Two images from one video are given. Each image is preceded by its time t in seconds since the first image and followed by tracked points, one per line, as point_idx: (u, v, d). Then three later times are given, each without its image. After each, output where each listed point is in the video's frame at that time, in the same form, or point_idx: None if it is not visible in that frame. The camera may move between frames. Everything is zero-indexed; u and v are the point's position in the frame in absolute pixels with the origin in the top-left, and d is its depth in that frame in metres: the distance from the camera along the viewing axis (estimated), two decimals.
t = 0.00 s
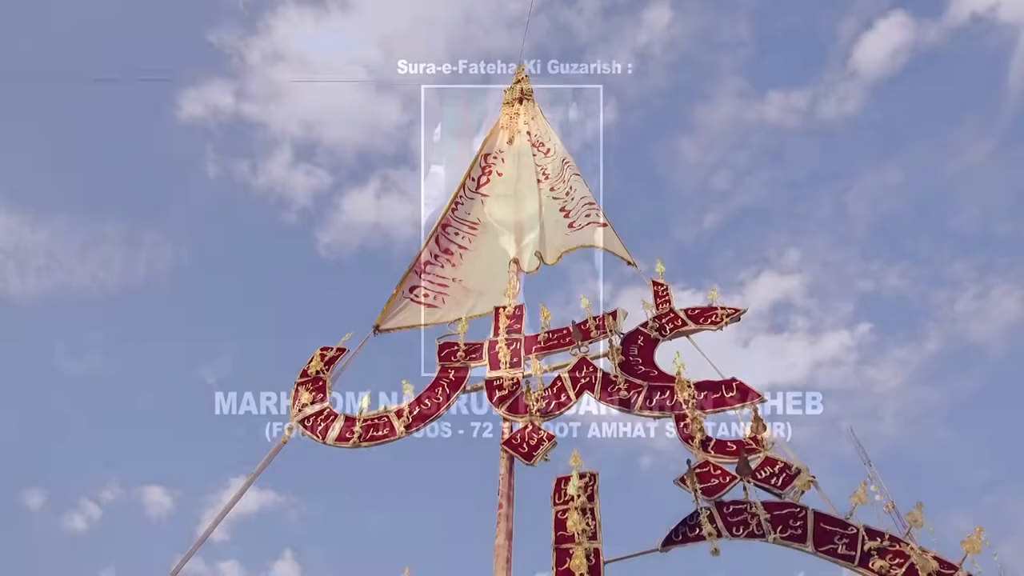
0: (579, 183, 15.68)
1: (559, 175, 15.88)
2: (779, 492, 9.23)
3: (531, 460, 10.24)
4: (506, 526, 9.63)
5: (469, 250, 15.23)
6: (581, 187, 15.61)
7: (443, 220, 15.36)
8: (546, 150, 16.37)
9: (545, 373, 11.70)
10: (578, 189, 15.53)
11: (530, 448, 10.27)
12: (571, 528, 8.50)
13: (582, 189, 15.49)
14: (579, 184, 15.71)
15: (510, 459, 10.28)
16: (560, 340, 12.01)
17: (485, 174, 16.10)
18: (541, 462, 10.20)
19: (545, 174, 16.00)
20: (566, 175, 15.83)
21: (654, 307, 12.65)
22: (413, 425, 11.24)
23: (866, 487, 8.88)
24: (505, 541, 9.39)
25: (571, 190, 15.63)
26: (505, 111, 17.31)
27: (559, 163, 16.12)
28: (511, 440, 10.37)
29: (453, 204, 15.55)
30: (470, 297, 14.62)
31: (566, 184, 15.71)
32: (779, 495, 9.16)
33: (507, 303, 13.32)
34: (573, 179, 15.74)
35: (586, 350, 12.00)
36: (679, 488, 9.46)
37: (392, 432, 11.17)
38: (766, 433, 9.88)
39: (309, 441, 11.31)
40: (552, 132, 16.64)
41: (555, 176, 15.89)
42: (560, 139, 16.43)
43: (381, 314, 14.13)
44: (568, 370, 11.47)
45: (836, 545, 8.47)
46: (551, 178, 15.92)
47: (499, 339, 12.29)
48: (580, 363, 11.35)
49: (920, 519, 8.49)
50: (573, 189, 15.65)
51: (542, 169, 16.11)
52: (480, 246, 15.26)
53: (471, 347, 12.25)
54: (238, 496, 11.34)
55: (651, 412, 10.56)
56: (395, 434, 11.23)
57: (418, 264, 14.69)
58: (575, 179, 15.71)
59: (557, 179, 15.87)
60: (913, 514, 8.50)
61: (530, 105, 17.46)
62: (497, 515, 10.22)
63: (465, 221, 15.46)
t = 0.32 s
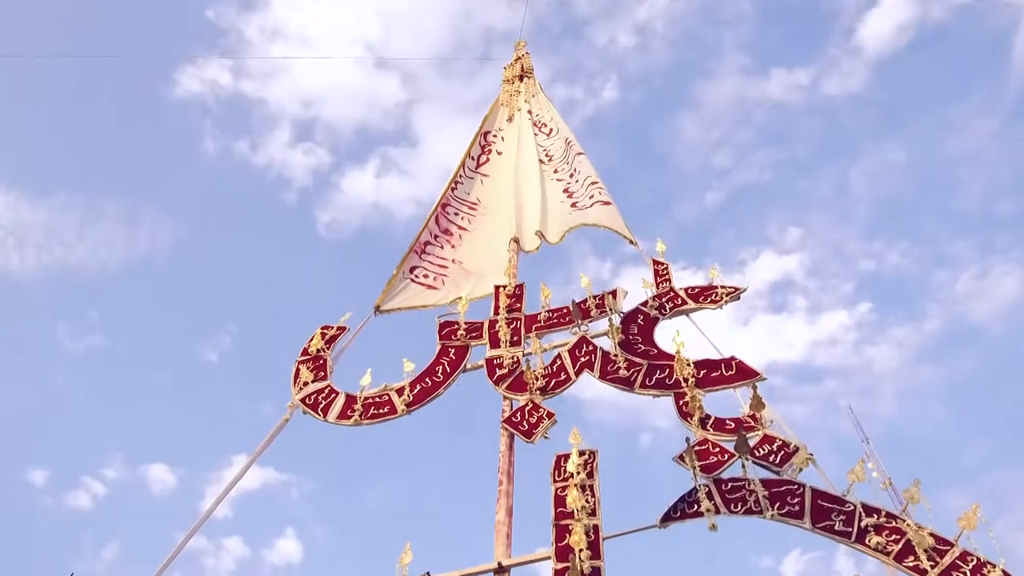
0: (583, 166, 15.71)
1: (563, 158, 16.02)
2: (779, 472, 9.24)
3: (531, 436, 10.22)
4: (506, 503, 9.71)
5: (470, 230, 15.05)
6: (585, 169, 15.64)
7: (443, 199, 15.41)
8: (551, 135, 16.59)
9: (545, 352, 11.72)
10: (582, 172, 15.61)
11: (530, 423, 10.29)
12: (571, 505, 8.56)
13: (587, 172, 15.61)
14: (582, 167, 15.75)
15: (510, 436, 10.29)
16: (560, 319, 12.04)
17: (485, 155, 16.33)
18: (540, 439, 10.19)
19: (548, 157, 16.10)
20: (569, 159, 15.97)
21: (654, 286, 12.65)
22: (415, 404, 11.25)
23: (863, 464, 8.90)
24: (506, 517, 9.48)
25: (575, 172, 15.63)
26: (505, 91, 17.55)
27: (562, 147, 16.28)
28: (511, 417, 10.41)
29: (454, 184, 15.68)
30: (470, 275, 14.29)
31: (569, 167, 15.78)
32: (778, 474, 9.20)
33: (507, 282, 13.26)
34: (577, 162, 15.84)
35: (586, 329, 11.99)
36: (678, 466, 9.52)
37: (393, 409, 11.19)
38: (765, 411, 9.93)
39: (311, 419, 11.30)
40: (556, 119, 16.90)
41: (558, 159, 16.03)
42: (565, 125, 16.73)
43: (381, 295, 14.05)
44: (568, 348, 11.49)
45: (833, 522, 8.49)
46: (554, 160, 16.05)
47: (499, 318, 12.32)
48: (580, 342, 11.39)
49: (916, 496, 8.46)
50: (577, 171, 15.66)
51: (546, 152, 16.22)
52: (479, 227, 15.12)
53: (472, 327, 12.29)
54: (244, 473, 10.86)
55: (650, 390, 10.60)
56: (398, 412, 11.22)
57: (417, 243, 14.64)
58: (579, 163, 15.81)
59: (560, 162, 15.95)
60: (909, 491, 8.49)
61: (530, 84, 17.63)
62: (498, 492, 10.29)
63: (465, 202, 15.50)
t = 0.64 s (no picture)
0: (585, 150, 15.68)
1: (564, 141, 15.98)
2: (777, 450, 9.30)
3: (531, 414, 10.28)
4: (507, 480, 9.78)
5: (470, 211, 15.01)
6: (586, 153, 15.61)
7: (443, 178, 15.38)
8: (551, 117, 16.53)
9: (545, 332, 11.75)
10: (583, 155, 15.59)
11: (530, 402, 10.34)
12: (571, 482, 8.63)
13: (588, 156, 15.57)
14: (584, 151, 15.71)
15: (512, 414, 10.38)
16: (560, 298, 12.06)
17: (485, 134, 16.27)
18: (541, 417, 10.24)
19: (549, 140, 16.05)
20: (570, 142, 15.93)
21: (654, 266, 12.65)
22: (416, 381, 11.31)
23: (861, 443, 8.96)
24: (506, 494, 9.55)
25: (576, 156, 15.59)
26: (505, 69, 17.45)
27: (563, 130, 16.23)
28: (513, 396, 10.47)
29: (454, 164, 15.64)
30: (470, 257, 14.27)
31: (570, 150, 15.74)
32: (776, 452, 9.26)
33: (508, 261, 13.25)
34: (578, 146, 15.81)
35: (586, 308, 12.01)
36: (677, 444, 9.59)
37: (394, 388, 11.24)
38: (764, 389, 9.98)
39: (314, 397, 11.36)
40: (557, 101, 16.83)
41: (559, 142, 15.99)
42: (566, 108, 16.67)
43: (382, 277, 14.06)
44: (568, 325, 11.53)
45: (831, 499, 8.56)
46: (555, 143, 16.00)
47: (499, 297, 12.34)
48: (580, 322, 11.42)
49: (914, 474, 8.52)
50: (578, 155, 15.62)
51: (547, 134, 16.17)
52: (480, 206, 15.10)
53: (472, 306, 12.31)
54: (248, 450, 10.63)
55: (650, 368, 10.64)
56: (399, 390, 11.27)
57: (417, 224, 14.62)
58: (580, 146, 15.78)
59: (562, 145, 15.91)
60: (907, 469, 8.54)
61: (530, 62, 17.53)
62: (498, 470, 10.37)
63: (465, 181, 15.47)
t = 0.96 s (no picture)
0: (584, 136, 15.63)
1: (563, 125, 15.92)
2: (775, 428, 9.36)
3: (531, 392, 10.35)
4: (507, 457, 9.87)
5: (470, 191, 14.97)
6: (586, 140, 15.56)
7: (443, 157, 15.34)
8: (551, 100, 16.45)
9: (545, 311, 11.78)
10: (583, 142, 15.54)
11: (531, 380, 10.40)
12: (571, 459, 8.70)
13: (587, 142, 15.52)
14: (583, 137, 15.68)
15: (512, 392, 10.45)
16: (560, 277, 12.07)
17: (486, 112, 16.20)
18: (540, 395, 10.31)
19: (549, 123, 15.97)
20: (570, 126, 15.87)
21: (655, 244, 12.65)
22: (416, 359, 11.36)
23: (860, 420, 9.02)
24: (506, 471, 9.64)
25: (576, 142, 15.55)
26: (505, 46, 17.33)
27: (563, 114, 16.15)
28: (512, 375, 10.53)
29: (454, 142, 15.60)
30: (469, 238, 14.25)
31: (570, 136, 15.69)
32: (774, 429, 9.33)
33: (508, 240, 13.25)
34: (578, 131, 15.76)
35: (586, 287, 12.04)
36: (676, 422, 9.65)
37: (395, 366, 11.29)
38: (763, 367, 10.03)
39: (315, 376, 11.42)
40: (557, 83, 16.73)
41: (559, 126, 15.92)
42: (567, 90, 16.58)
43: (383, 257, 14.06)
44: (569, 304, 11.56)
45: (828, 476, 8.64)
46: (555, 126, 15.96)
47: (499, 276, 12.36)
48: (580, 301, 11.45)
49: (911, 451, 8.58)
50: (578, 141, 15.58)
51: (546, 117, 16.09)
52: (480, 185, 15.07)
53: (472, 285, 12.33)
54: (249, 430, 10.80)
55: (649, 347, 10.69)
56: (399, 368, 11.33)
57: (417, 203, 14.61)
58: (580, 132, 15.73)
59: (561, 129, 15.85)
60: (905, 446, 8.60)
61: (530, 39, 17.42)
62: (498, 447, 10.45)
63: (465, 160, 15.43)
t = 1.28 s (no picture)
0: (584, 125, 15.54)
1: (562, 112, 15.83)
2: (774, 405, 9.42)
3: (531, 370, 10.40)
4: (507, 435, 9.93)
5: (469, 171, 14.92)
6: (584, 129, 15.48)
7: (442, 135, 15.29)
8: (551, 82, 16.36)
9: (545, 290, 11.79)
10: (581, 131, 15.47)
11: (531, 358, 10.44)
12: (570, 437, 8.75)
13: (586, 132, 15.44)
14: (582, 122, 15.62)
15: (512, 371, 10.51)
16: (561, 257, 12.07)
17: (485, 89, 16.11)
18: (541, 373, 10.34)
19: (548, 107, 15.87)
20: (569, 113, 15.78)
21: (655, 224, 12.64)
22: (417, 338, 11.39)
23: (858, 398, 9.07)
24: (506, 448, 9.71)
25: (575, 130, 15.46)
26: (505, 22, 17.20)
27: (562, 100, 16.04)
28: (513, 353, 10.57)
29: (453, 121, 15.54)
30: (469, 218, 14.22)
31: (568, 123, 15.60)
32: (773, 407, 9.39)
33: (507, 219, 13.23)
34: (577, 120, 15.67)
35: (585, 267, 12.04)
36: (675, 401, 9.71)
37: (395, 345, 11.33)
38: (763, 346, 10.07)
39: (316, 354, 11.47)
40: (558, 66, 16.59)
41: (558, 112, 15.83)
42: (567, 74, 16.46)
43: (382, 235, 14.05)
44: (569, 282, 11.56)
45: (826, 454, 8.70)
46: (554, 108, 15.90)
47: (499, 255, 12.37)
48: (580, 280, 11.46)
49: (909, 429, 8.63)
50: (576, 129, 15.49)
51: (546, 101, 15.98)
52: (479, 163, 15.02)
53: (472, 265, 12.34)
54: (251, 407, 10.82)
55: (649, 326, 10.72)
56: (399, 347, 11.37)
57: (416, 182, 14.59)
58: (579, 120, 15.65)
59: (560, 116, 15.76)
60: (903, 424, 8.65)
61: (530, 16, 17.28)
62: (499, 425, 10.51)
63: (464, 138, 15.38)
